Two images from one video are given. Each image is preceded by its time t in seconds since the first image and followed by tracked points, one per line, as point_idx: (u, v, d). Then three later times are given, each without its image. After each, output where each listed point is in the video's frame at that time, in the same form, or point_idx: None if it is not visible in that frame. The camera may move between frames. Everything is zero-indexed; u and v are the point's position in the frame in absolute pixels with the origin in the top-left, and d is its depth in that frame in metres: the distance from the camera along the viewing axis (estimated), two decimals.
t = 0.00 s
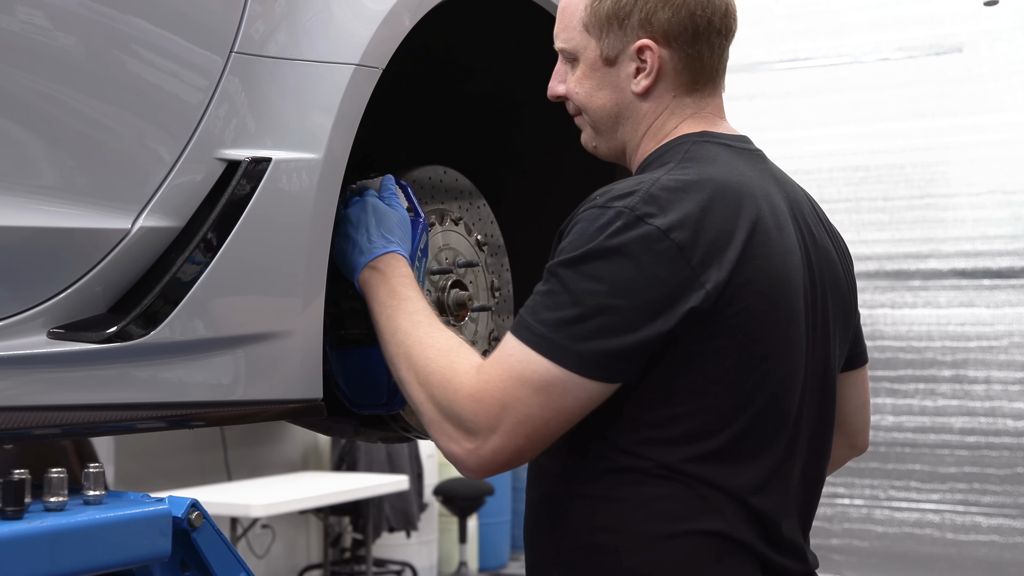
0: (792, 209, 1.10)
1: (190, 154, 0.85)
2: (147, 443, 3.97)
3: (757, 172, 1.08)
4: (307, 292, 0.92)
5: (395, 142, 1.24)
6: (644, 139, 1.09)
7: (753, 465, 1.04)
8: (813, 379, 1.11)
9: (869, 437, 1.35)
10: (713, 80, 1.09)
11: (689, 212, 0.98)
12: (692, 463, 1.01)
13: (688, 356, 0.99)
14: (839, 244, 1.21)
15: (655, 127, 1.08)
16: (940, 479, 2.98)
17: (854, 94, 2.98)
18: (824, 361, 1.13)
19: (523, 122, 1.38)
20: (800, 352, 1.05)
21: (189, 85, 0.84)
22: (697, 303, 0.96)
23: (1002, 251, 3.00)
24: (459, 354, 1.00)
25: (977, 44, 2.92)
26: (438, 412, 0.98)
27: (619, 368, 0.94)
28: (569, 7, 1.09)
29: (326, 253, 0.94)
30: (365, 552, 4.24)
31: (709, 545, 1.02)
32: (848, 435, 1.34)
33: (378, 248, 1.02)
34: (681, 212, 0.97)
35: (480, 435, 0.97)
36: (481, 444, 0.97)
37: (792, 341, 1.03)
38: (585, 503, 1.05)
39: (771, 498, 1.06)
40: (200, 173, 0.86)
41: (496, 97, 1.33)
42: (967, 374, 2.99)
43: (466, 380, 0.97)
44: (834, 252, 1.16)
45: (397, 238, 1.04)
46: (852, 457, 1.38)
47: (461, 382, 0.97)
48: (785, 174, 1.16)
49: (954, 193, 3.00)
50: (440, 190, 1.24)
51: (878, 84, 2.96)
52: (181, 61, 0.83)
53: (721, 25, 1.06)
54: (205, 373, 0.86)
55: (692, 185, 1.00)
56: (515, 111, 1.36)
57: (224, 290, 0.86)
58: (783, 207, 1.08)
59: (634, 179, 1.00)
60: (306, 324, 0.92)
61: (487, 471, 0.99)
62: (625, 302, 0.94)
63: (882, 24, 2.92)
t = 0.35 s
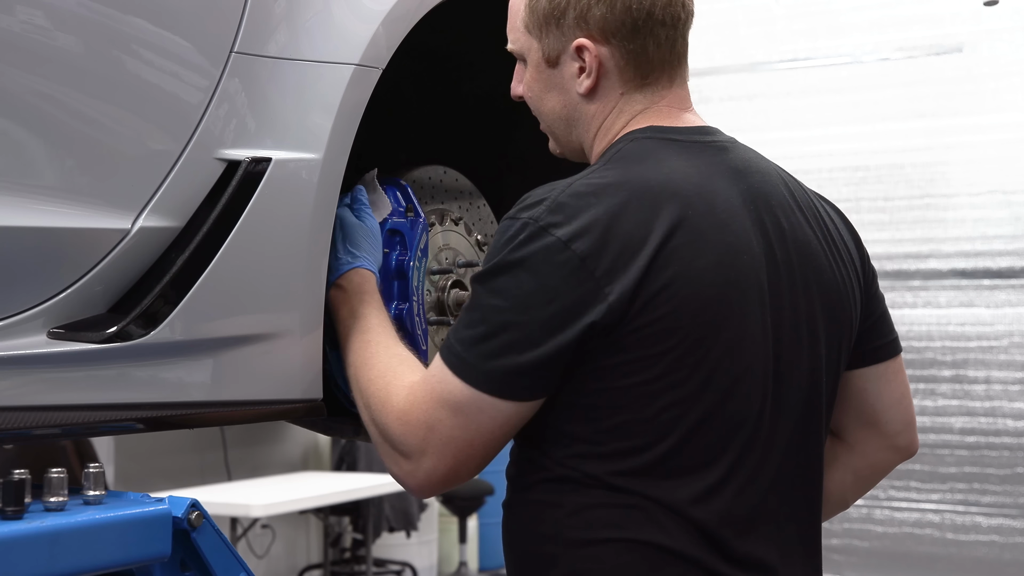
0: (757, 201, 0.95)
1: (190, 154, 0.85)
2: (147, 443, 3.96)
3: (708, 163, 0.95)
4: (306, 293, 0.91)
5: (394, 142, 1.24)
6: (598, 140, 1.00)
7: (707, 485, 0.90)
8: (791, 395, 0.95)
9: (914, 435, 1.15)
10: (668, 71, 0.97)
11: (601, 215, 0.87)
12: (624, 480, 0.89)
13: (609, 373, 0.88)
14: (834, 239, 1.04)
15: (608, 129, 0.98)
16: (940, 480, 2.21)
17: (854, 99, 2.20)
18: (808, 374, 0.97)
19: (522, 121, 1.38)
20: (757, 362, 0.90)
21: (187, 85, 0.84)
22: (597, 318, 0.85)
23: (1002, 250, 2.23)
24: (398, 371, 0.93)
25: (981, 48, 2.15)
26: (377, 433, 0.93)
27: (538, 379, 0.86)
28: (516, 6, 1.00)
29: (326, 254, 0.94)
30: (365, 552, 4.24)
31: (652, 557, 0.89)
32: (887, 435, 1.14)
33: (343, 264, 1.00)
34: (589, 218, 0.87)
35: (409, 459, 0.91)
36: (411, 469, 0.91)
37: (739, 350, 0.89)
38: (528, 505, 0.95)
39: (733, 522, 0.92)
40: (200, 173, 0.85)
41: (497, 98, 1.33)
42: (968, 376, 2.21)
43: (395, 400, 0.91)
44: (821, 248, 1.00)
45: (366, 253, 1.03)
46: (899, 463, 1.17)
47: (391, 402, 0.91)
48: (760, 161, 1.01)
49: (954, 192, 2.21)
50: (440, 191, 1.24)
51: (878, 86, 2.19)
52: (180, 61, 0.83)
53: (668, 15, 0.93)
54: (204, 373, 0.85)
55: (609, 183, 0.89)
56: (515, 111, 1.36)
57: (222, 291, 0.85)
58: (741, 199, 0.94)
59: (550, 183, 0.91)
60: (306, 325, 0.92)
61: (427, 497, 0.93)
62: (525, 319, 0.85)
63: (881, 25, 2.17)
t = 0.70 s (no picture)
0: (735, 199, 0.87)
1: (190, 154, 0.85)
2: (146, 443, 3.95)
3: (677, 163, 0.87)
4: (305, 293, 0.91)
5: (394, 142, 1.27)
6: (568, 141, 0.94)
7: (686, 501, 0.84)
8: (779, 409, 0.86)
9: (928, 414, 1.09)
10: (639, 67, 0.90)
11: (553, 227, 0.81)
12: (594, 490, 0.83)
13: (569, 389, 0.83)
14: (828, 234, 0.95)
15: (577, 131, 0.93)
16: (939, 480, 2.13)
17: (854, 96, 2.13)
18: (802, 384, 0.88)
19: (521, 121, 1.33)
20: (731, 375, 0.83)
21: (185, 85, 0.83)
22: (546, 334, 0.80)
23: (1003, 250, 2.15)
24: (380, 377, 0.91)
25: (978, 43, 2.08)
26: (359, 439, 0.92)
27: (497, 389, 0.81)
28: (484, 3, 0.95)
29: (325, 255, 0.94)
30: (365, 552, 4.24)
31: (629, 563, 0.82)
32: (898, 418, 1.08)
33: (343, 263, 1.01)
34: (541, 230, 0.81)
35: (385, 470, 0.89)
36: (389, 479, 0.89)
37: (702, 365, 0.82)
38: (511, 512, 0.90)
39: (721, 541, 0.84)
40: (200, 173, 0.85)
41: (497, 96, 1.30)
42: (966, 374, 2.13)
43: (372, 409, 0.89)
44: (811, 245, 0.90)
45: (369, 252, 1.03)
46: (914, 441, 1.12)
47: (369, 410, 0.89)
48: (741, 153, 0.93)
49: (955, 193, 2.12)
50: (440, 190, 1.24)
51: (878, 87, 2.11)
52: (179, 62, 0.83)
53: (632, 12, 0.86)
54: (204, 373, 0.85)
55: (567, 188, 0.83)
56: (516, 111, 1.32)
57: (219, 291, 0.85)
58: (715, 199, 0.86)
59: (507, 192, 0.85)
60: (305, 324, 0.92)
61: (409, 502, 0.91)
62: (479, 336, 0.80)
63: (881, 26, 2.09)
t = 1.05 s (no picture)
0: (708, 196, 0.85)
1: (189, 154, 0.85)
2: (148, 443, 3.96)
3: (648, 164, 0.85)
4: (304, 293, 0.91)
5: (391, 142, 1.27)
6: (542, 146, 0.93)
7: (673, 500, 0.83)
8: (766, 409, 0.85)
9: (929, 392, 1.07)
10: (608, 71, 0.88)
11: (520, 240, 0.80)
12: (578, 495, 0.83)
13: (545, 399, 0.83)
14: (813, 225, 0.92)
15: (549, 136, 0.91)
16: (939, 479, 3.20)
17: (853, 95, 3.33)
18: (786, 380, 0.86)
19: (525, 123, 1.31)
20: (707, 379, 0.82)
21: (185, 86, 0.83)
22: (523, 343, 0.79)
23: (1002, 251, 3.19)
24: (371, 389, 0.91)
25: (977, 45, 3.19)
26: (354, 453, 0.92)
27: (471, 403, 0.81)
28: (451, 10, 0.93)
29: (325, 254, 0.94)
30: (365, 552, 4.24)
31: (617, 562, 0.81)
32: (899, 397, 1.07)
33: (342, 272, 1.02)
34: (509, 244, 0.80)
35: (376, 481, 0.90)
36: (381, 491, 0.90)
37: (678, 374, 0.81)
38: (506, 517, 0.89)
39: (714, 538, 0.84)
40: (200, 173, 0.85)
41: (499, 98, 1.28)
42: (967, 373, 3.21)
43: (362, 421, 0.89)
44: (791, 238, 0.87)
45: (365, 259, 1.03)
46: (918, 420, 1.10)
47: (359, 422, 0.90)
48: (715, 146, 0.90)
49: (954, 193, 3.23)
50: (439, 190, 1.24)
51: (878, 85, 3.30)
52: (177, 62, 0.83)
53: (597, 19, 0.84)
54: (205, 372, 0.86)
55: (535, 197, 0.82)
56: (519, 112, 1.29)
57: (217, 292, 0.85)
58: (688, 198, 0.84)
59: (478, 204, 0.84)
60: (305, 324, 0.92)
61: (402, 513, 0.92)
62: (452, 350, 0.80)
63: (882, 24, 3.28)
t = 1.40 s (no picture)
0: (703, 197, 0.84)
1: (189, 154, 0.85)
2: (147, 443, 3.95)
3: (643, 167, 0.85)
4: (305, 292, 0.91)
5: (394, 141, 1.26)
6: (532, 151, 0.92)
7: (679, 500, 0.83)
8: (766, 410, 0.85)
9: (914, 386, 1.07)
10: (595, 74, 0.88)
11: (520, 250, 0.80)
12: (581, 499, 0.83)
13: (546, 408, 0.82)
14: (808, 221, 0.91)
15: (539, 141, 0.91)
16: (940, 479, 3.21)
17: (853, 95, 3.33)
18: (786, 378, 0.85)
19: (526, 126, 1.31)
20: (710, 382, 0.81)
21: (186, 85, 0.83)
22: (522, 354, 0.79)
23: (1002, 251, 3.19)
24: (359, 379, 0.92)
25: (977, 45, 3.19)
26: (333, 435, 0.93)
27: (464, 407, 0.80)
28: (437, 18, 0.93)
29: (325, 254, 0.94)
30: (365, 552, 4.24)
31: (620, 561, 0.82)
32: (884, 391, 1.07)
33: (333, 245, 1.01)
34: (506, 255, 0.79)
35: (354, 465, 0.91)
36: (357, 474, 0.91)
37: (677, 380, 0.81)
38: (509, 517, 0.89)
39: (720, 537, 0.84)
40: (200, 173, 0.85)
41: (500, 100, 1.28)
42: (967, 373, 3.22)
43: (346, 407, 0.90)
44: (786, 236, 0.87)
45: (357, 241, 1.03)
46: (901, 413, 1.10)
47: (343, 407, 0.90)
48: (708, 146, 0.89)
49: (954, 193, 3.23)
50: (440, 190, 1.25)
51: (878, 85, 3.30)
52: (178, 62, 0.83)
53: (581, 21, 0.84)
54: (205, 371, 0.85)
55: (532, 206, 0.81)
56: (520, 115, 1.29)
57: (218, 294, 0.85)
58: (685, 199, 0.84)
59: (474, 214, 0.83)
60: (305, 324, 0.92)
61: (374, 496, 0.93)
62: (448, 358, 0.79)
63: (882, 25, 3.28)
